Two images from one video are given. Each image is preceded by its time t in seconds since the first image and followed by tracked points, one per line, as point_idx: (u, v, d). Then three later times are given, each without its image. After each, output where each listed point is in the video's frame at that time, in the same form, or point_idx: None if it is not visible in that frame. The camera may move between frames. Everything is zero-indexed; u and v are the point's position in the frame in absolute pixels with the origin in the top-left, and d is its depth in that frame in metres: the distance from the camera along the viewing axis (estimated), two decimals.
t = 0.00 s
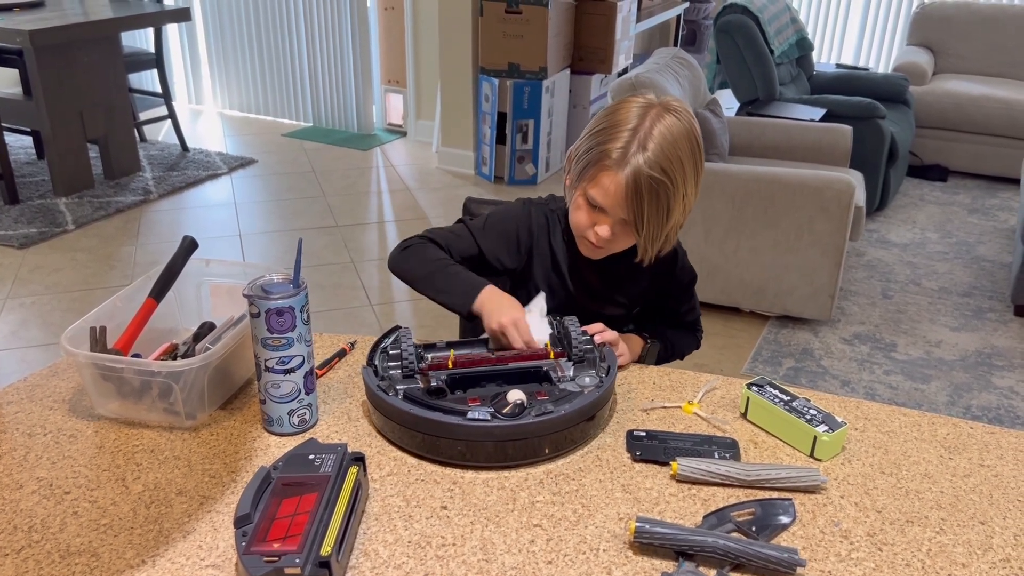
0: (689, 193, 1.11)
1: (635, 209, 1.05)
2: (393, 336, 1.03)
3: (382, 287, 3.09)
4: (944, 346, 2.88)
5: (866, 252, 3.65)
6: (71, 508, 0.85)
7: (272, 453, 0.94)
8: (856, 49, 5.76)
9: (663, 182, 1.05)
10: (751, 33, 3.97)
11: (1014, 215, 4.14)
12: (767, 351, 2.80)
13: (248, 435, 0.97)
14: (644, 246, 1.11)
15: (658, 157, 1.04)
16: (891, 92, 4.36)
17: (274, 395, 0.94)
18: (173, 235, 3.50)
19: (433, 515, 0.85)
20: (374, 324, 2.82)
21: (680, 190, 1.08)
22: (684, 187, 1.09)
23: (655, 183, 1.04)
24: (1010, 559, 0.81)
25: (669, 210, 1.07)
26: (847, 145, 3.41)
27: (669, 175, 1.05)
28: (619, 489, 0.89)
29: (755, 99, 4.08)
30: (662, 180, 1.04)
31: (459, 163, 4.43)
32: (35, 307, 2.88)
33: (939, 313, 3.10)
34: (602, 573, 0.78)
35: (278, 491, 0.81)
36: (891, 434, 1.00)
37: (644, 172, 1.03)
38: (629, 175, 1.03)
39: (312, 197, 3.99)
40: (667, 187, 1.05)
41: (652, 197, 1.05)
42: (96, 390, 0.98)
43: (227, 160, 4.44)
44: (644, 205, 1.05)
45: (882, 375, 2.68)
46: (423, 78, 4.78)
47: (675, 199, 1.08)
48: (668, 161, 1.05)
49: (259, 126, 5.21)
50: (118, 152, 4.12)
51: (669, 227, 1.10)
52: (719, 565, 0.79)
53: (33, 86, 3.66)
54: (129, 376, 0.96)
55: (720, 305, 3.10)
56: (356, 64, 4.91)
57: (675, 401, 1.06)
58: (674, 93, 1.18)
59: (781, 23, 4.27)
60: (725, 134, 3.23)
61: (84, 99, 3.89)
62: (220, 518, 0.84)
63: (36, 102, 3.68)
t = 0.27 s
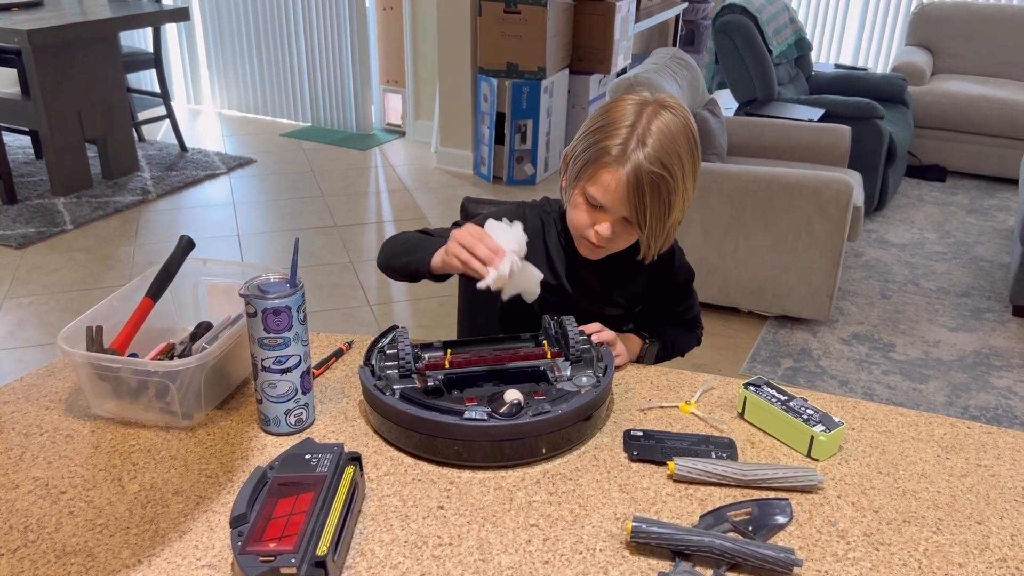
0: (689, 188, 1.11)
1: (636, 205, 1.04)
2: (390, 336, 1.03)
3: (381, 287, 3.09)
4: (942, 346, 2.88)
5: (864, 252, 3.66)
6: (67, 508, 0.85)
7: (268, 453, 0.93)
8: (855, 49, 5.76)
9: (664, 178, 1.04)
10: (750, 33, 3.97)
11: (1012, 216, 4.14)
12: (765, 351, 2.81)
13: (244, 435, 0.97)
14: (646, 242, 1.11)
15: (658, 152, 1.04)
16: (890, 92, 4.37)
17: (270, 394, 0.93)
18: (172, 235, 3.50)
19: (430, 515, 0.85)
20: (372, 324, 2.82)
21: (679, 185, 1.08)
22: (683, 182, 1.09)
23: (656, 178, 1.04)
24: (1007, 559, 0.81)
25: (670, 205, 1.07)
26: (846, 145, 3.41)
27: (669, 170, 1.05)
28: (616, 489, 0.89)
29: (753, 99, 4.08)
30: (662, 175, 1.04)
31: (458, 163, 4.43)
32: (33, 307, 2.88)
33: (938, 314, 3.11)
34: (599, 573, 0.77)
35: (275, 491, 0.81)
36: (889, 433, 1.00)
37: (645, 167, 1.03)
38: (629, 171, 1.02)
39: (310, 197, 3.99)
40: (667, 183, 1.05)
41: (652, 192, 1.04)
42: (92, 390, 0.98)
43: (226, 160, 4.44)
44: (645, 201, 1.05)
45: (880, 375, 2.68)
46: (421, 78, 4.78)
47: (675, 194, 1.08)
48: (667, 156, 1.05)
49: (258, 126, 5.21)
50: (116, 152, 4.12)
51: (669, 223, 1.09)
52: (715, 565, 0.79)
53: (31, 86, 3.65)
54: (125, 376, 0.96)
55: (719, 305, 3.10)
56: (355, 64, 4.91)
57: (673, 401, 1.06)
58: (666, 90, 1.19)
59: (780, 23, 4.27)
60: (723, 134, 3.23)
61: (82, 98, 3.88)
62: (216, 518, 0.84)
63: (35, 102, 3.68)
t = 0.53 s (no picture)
0: (687, 185, 1.11)
1: (636, 201, 1.04)
2: (389, 337, 1.03)
3: (380, 287, 3.09)
4: (941, 346, 2.88)
5: (863, 252, 3.66)
6: (66, 508, 0.85)
7: (268, 453, 0.93)
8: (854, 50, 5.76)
9: (663, 174, 1.05)
10: (749, 33, 3.97)
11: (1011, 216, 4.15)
12: (764, 351, 2.81)
13: (244, 436, 0.97)
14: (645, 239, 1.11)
15: (657, 147, 1.04)
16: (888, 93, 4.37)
17: (270, 395, 0.93)
18: (171, 235, 3.49)
19: (429, 516, 0.85)
20: (372, 324, 2.82)
21: (679, 181, 1.08)
22: (682, 178, 1.09)
23: (655, 173, 1.04)
24: (1006, 560, 0.81)
25: (669, 202, 1.08)
26: (845, 145, 3.42)
27: (669, 166, 1.06)
28: (615, 490, 0.89)
29: (752, 99, 4.08)
30: (661, 171, 1.04)
31: (457, 163, 4.43)
32: (32, 307, 2.88)
33: (937, 314, 3.11)
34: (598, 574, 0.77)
35: (274, 492, 0.80)
36: (888, 434, 1.00)
37: (645, 163, 1.03)
38: (630, 167, 1.02)
39: (309, 197, 3.99)
40: (666, 179, 1.06)
41: (651, 188, 1.05)
42: (91, 390, 0.98)
43: (225, 160, 4.44)
44: (645, 197, 1.05)
45: (880, 375, 2.68)
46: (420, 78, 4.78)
47: (674, 191, 1.08)
48: (667, 152, 1.05)
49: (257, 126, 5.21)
50: (115, 152, 4.12)
51: (667, 220, 1.10)
52: (715, 566, 0.79)
53: (30, 85, 3.65)
54: (124, 376, 0.96)
55: (718, 306, 3.10)
56: (354, 64, 4.91)
57: (672, 402, 1.06)
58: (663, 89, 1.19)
59: (779, 23, 4.27)
60: (722, 135, 3.23)
61: (82, 98, 3.88)
62: (215, 519, 0.83)
63: (34, 102, 3.68)
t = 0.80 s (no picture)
0: (685, 185, 1.11)
1: (634, 201, 1.04)
2: (389, 336, 1.03)
3: (379, 287, 3.09)
4: (940, 347, 2.88)
5: (863, 252, 3.66)
6: (65, 508, 0.85)
7: (267, 453, 0.93)
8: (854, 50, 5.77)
9: (661, 173, 1.05)
10: (748, 33, 3.97)
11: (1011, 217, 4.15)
12: (764, 351, 2.81)
13: (243, 436, 0.97)
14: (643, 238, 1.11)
15: (655, 147, 1.04)
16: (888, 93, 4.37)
17: (269, 395, 0.93)
18: (169, 235, 3.49)
19: (428, 516, 0.85)
20: (371, 324, 2.82)
21: (677, 181, 1.08)
22: (680, 179, 1.09)
23: (654, 173, 1.04)
24: (1006, 560, 0.81)
25: (667, 202, 1.08)
26: (844, 145, 3.42)
27: (667, 166, 1.06)
28: (614, 489, 0.89)
29: (752, 100, 4.08)
30: (659, 171, 1.04)
31: (456, 163, 4.42)
32: (30, 307, 2.87)
33: (936, 314, 3.11)
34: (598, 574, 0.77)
35: (273, 492, 0.80)
36: (888, 434, 1.00)
37: (643, 163, 1.03)
38: (627, 167, 1.02)
39: (309, 197, 3.99)
40: (665, 178, 1.05)
41: (649, 188, 1.05)
42: (90, 390, 0.98)
43: (224, 160, 4.44)
44: (643, 197, 1.05)
45: (879, 375, 2.68)
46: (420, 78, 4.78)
47: (672, 191, 1.08)
48: (665, 153, 1.05)
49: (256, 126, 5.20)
50: (114, 151, 4.11)
51: (665, 220, 1.09)
52: (715, 566, 0.79)
53: (29, 85, 3.64)
54: (123, 376, 0.96)
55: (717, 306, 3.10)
56: (354, 64, 4.91)
57: (672, 401, 1.06)
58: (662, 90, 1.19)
59: (778, 24, 4.27)
60: (722, 135, 3.22)
61: (80, 98, 3.88)
62: (214, 519, 0.83)
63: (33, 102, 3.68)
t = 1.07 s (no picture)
0: (687, 182, 1.11)
1: (635, 199, 1.04)
2: (388, 336, 1.03)
3: (379, 287, 3.09)
4: (940, 347, 2.88)
5: (862, 252, 3.66)
6: (64, 508, 0.85)
7: (266, 453, 0.93)
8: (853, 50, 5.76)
9: (662, 171, 1.05)
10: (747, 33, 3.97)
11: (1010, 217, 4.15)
12: (763, 351, 2.81)
13: (242, 435, 0.97)
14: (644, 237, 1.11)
15: (656, 145, 1.04)
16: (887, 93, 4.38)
17: (268, 395, 0.93)
18: (168, 235, 3.49)
19: (428, 516, 0.85)
20: (370, 323, 2.82)
21: (678, 179, 1.08)
22: (681, 177, 1.09)
23: (654, 171, 1.04)
24: (1004, 560, 0.81)
25: (668, 200, 1.07)
26: (843, 145, 3.42)
27: (668, 164, 1.05)
28: (614, 489, 0.89)
29: (751, 100, 4.09)
30: (660, 169, 1.04)
31: (455, 162, 4.42)
32: (29, 307, 2.87)
33: (935, 314, 3.11)
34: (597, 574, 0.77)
35: (272, 492, 0.80)
36: (887, 434, 1.00)
37: (644, 161, 1.03)
38: (628, 165, 1.02)
39: (308, 197, 3.99)
40: (666, 176, 1.05)
41: (650, 186, 1.05)
42: (88, 390, 0.98)
43: (223, 160, 4.43)
44: (644, 196, 1.05)
45: (878, 375, 2.68)
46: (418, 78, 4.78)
47: (673, 188, 1.08)
48: (665, 150, 1.05)
49: (255, 126, 5.20)
50: (113, 151, 4.11)
51: (666, 218, 1.10)
52: (714, 566, 0.79)
53: (28, 84, 3.64)
54: (122, 376, 0.96)
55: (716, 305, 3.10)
56: (353, 64, 4.91)
57: (671, 401, 1.06)
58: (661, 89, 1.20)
59: (777, 24, 4.27)
60: (721, 135, 3.22)
61: (79, 98, 3.88)
62: (213, 519, 0.83)
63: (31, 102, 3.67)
